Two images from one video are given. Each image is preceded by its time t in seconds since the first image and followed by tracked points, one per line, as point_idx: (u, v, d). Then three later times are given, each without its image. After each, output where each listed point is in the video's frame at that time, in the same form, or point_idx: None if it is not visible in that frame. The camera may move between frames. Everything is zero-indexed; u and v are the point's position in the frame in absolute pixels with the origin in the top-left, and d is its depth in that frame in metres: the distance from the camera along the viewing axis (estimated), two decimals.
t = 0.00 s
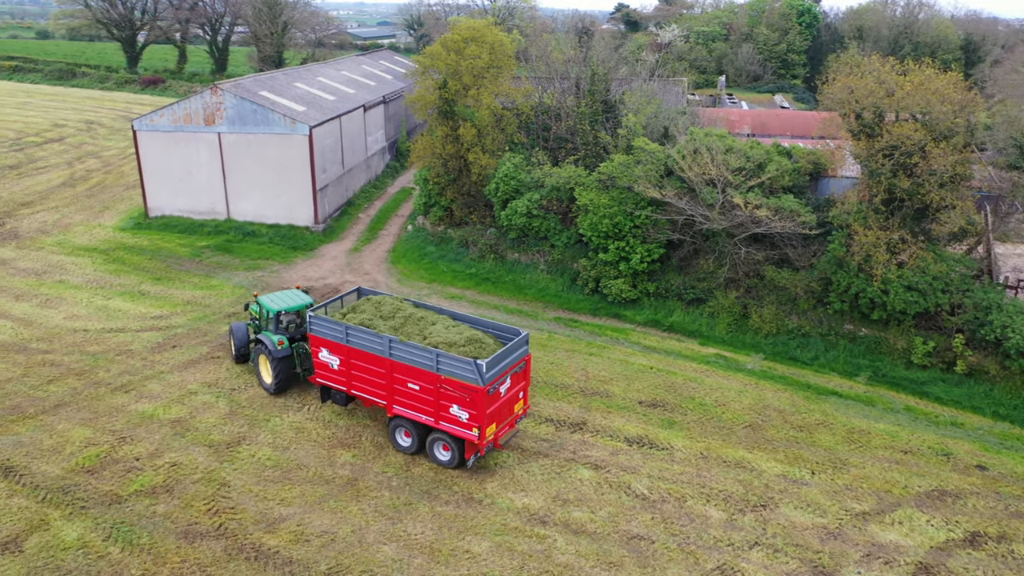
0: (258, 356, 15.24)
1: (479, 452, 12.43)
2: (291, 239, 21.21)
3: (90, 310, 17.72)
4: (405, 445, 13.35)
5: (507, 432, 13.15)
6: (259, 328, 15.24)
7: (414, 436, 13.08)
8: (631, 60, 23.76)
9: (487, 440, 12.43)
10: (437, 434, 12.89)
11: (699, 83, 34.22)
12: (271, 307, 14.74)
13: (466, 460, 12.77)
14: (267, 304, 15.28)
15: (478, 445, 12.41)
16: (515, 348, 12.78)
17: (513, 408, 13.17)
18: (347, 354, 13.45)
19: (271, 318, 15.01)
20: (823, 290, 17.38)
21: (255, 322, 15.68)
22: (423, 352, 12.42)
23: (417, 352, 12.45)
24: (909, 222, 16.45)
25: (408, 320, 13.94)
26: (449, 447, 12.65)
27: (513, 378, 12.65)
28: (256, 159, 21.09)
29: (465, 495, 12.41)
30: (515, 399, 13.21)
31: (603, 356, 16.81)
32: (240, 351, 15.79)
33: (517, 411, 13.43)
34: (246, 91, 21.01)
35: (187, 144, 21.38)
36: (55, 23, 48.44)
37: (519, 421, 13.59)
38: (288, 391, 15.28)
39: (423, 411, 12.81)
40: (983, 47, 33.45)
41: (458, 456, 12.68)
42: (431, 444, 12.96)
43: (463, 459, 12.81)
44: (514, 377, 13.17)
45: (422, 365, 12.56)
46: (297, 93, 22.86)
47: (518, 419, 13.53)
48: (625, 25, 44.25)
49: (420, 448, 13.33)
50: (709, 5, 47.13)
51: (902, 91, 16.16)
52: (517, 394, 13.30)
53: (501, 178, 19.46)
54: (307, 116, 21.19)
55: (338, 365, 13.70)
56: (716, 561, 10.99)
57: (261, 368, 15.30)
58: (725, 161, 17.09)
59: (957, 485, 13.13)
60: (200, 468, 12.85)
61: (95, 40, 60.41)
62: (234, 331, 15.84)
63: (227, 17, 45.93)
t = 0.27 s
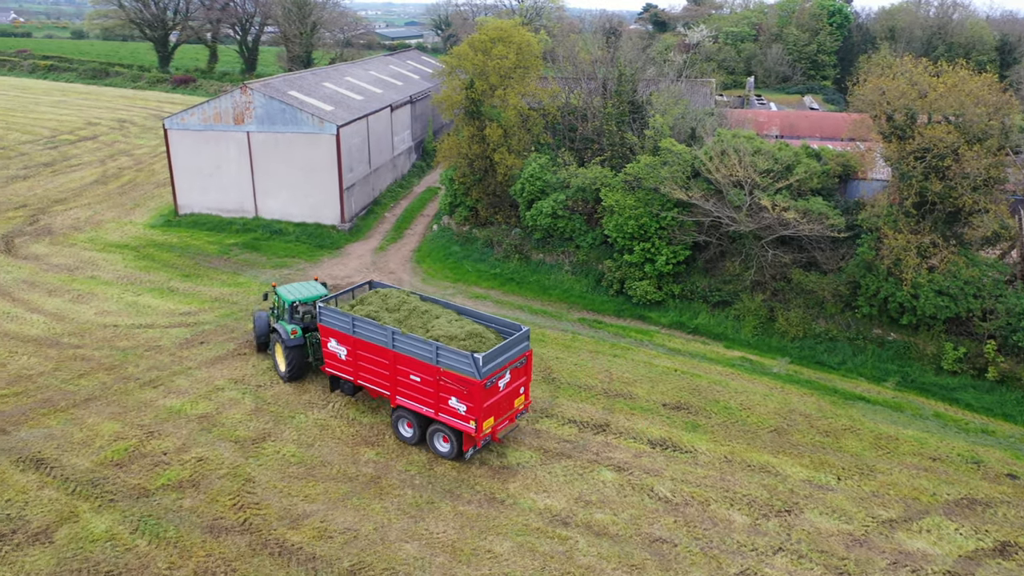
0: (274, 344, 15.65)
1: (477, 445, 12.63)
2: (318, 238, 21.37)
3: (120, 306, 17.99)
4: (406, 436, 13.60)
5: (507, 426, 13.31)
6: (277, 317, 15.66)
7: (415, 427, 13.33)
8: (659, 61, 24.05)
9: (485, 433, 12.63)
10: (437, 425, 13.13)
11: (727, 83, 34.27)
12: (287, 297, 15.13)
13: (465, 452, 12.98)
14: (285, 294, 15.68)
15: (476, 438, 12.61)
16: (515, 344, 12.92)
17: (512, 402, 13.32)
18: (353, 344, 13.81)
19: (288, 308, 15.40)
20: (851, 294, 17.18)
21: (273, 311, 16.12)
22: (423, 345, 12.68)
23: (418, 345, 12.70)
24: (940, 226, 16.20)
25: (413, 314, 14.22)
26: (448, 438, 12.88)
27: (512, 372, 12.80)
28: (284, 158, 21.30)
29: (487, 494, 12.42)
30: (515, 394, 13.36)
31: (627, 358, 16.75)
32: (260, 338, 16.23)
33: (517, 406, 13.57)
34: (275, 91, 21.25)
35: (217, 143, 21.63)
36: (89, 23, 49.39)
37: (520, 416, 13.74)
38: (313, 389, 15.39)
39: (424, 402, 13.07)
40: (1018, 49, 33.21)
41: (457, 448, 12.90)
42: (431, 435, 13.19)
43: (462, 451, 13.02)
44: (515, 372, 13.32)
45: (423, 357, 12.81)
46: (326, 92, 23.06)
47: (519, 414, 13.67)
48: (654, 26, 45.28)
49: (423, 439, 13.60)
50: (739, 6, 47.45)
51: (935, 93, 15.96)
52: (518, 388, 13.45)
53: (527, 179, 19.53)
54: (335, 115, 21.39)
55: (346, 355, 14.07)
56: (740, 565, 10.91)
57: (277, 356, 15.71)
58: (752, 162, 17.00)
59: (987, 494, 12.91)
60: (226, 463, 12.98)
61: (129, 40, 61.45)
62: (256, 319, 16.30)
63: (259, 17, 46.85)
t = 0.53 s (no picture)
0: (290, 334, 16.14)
1: (474, 437, 12.84)
2: (341, 237, 21.49)
3: (146, 303, 18.21)
4: (409, 426, 13.91)
5: (506, 420, 13.47)
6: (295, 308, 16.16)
7: (417, 417, 13.62)
8: (683, 61, 24.23)
9: (482, 425, 12.83)
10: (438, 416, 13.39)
11: (753, 84, 34.26)
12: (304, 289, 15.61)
13: (464, 444, 13.20)
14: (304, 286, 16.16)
15: (473, 430, 12.82)
16: (514, 338, 13.07)
17: (512, 396, 13.48)
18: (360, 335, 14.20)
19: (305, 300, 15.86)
20: (877, 298, 16.96)
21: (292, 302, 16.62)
22: (424, 337, 12.95)
23: (419, 337, 12.98)
24: (968, 230, 15.98)
25: (418, 308, 14.59)
26: (447, 429, 13.13)
27: (511, 366, 12.96)
28: (309, 157, 21.47)
29: (507, 494, 12.41)
30: (515, 388, 13.51)
31: (649, 360, 16.67)
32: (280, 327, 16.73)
33: (518, 400, 13.72)
34: (300, 91, 21.44)
35: (243, 142, 21.83)
36: (119, 23, 49.95)
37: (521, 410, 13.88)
38: (335, 387, 15.48)
39: (425, 393, 13.34)
40: None
41: (456, 439, 13.13)
42: (432, 426, 13.44)
43: (461, 443, 13.25)
44: (515, 366, 13.47)
45: (424, 349, 13.09)
46: (350, 92, 23.22)
47: (520, 408, 13.81)
48: (679, 27, 45.01)
49: (425, 429, 13.87)
50: (766, 6, 47.58)
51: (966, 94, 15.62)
52: (519, 382, 13.61)
53: (550, 179, 19.63)
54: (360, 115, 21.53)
55: (353, 346, 14.46)
56: (761, 570, 10.82)
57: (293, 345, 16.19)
58: (777, 164, 16.90)
59: (1015, 502, 12.69)
60: (249, 459, 13.09)
61: (158, 40, 62.31)
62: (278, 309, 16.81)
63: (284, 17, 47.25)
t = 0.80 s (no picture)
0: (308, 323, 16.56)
1: (473, 430, 13.02)
2: (364, 235, 21.60)
3: (172, 299, 18.42)
4: (414, 417, 14.18)
5: (507, 414, 13.62)
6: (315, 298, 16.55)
7: (421, 408, 13.88)
8: (708, 61, 24.34)
9: (481, 419, 13.00)
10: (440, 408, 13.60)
11: (778, 84, 34.26)
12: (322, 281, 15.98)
13: (464, 436, 13.40)
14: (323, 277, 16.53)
15: (473, 422, 12.99)
16: (516, 334, 13.18)
17: (513, 391, 13.60)
18: (369, 326, 14.52)
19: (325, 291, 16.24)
20: (904, 301, 16.72)
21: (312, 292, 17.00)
22: (427, 329, 13.17)
23: (422, 329, 13.21)
24: (999, 233, 15.65)
25: (426, 301, 14.77)
26: (449, 421, 13.34)
27: (511, 361, 13.09)
28: (333, 156, 21.64)
29: (528, 495, 12.38)
30: (517, 382, 13.63)
31: (671, 361, 16.59)
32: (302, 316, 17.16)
33: (520, 394, 13.84)
34: (326, 91, 21.61)
35: (268, 141, 22.03)
36: (147, 23, 50.66)
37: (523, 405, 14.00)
38: (357, 385, 15.54)
39: (428, 384, 13.57)
40: None
41: (456, 431, 13.34)
42: (434, 418, 13.67)
43: (461, 435, 13.44)
44: (517, 360, 13.59)
45: (427, 341, 13.31)
46: (375, 92, 23.38)
47: (521, 403, 13.93)
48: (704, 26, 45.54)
49: (429, 420, 14.13)
50: (793, 6, 47.58)
51: (997, 95, 15.47)
52: (521, 377, 13.73)
53: (573, 180, 19.70)
54: (384, 114, 21.67)
55: (363, 336, 14.79)
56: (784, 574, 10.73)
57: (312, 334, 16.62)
58: (803, 166, 16.78)
59: None
60: (272, 456, 13.19)
61: (186, 40, 63.11)
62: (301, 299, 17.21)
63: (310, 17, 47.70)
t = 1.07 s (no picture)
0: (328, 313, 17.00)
1: (473, 421, 13.22)
2: (386, 235, 21.69)
3: (196, 297, 18.60)
4: (419, 406, 14.48)
5: (508, 407, 13.77)
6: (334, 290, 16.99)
7: (425, 398, 14.16)
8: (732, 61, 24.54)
9: (481, 410, 13.19)
10: (443, 399, 13.86)
11: (802, 84, 34.35)
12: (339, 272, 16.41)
13: (465, 427, 13.61)
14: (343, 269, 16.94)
15: (472, 414, 13.19)
16: (518, 328, 13.34)
17: (515, 385, 13.73)
18: (380, 316, 14.92)
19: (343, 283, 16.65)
20: (930, 305, 16.46)
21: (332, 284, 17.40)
22: (432, 321, 13.45)
23: (427, 320, 13.52)
24: None
25: (434, 295, 15.10)
26: (450, 411, 13.58)
27: (512, 355, 13.25)
28: (356, 156, 21.78)
29: (547, 495, 12.35)
30: (519, 377, 13.77)
31: (692, 363, 16.51)
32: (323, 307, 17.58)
33: (523, 388, 13.98)
34: (349, 90, 21.74)
35: (291, 140, 22.19)
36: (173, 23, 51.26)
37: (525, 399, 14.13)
38: (377, 383, 15.60)
39: (432, 375, 13.84)
40: None
41: (458, 422, 13.56)
42: (437, 408, 13.92)
43: (462, 426, 13.66)
44: (519, 355, 13.73)
45: (431, 332, 13.60)
46: (398, 92, 23.52)
47: (524, 397, 14.06)
48: (729, 27, 45.97)
49: (433, 411, 14.40)
50: (818, 6, 47.66)
51: None
52: (523, 371, 13.85)
53: (595, 180, 19.70)
54: (406, 114, 21.78)
55: (375, 326, 15.20)
56: None
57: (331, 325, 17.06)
58: (828, 167, 16.66)
59: None
60: (293, 453, 13.27)
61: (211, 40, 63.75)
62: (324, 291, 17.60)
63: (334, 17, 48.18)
